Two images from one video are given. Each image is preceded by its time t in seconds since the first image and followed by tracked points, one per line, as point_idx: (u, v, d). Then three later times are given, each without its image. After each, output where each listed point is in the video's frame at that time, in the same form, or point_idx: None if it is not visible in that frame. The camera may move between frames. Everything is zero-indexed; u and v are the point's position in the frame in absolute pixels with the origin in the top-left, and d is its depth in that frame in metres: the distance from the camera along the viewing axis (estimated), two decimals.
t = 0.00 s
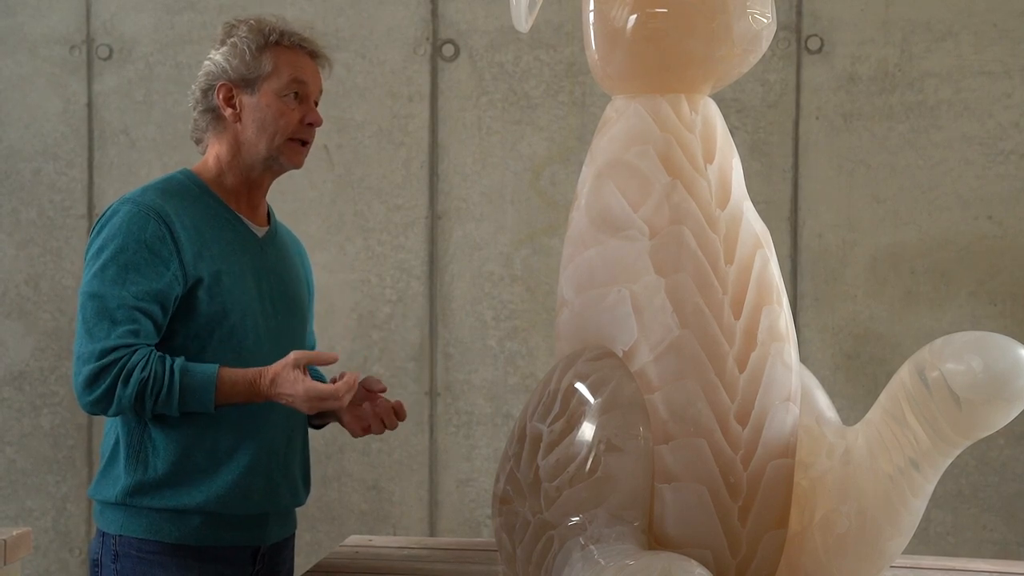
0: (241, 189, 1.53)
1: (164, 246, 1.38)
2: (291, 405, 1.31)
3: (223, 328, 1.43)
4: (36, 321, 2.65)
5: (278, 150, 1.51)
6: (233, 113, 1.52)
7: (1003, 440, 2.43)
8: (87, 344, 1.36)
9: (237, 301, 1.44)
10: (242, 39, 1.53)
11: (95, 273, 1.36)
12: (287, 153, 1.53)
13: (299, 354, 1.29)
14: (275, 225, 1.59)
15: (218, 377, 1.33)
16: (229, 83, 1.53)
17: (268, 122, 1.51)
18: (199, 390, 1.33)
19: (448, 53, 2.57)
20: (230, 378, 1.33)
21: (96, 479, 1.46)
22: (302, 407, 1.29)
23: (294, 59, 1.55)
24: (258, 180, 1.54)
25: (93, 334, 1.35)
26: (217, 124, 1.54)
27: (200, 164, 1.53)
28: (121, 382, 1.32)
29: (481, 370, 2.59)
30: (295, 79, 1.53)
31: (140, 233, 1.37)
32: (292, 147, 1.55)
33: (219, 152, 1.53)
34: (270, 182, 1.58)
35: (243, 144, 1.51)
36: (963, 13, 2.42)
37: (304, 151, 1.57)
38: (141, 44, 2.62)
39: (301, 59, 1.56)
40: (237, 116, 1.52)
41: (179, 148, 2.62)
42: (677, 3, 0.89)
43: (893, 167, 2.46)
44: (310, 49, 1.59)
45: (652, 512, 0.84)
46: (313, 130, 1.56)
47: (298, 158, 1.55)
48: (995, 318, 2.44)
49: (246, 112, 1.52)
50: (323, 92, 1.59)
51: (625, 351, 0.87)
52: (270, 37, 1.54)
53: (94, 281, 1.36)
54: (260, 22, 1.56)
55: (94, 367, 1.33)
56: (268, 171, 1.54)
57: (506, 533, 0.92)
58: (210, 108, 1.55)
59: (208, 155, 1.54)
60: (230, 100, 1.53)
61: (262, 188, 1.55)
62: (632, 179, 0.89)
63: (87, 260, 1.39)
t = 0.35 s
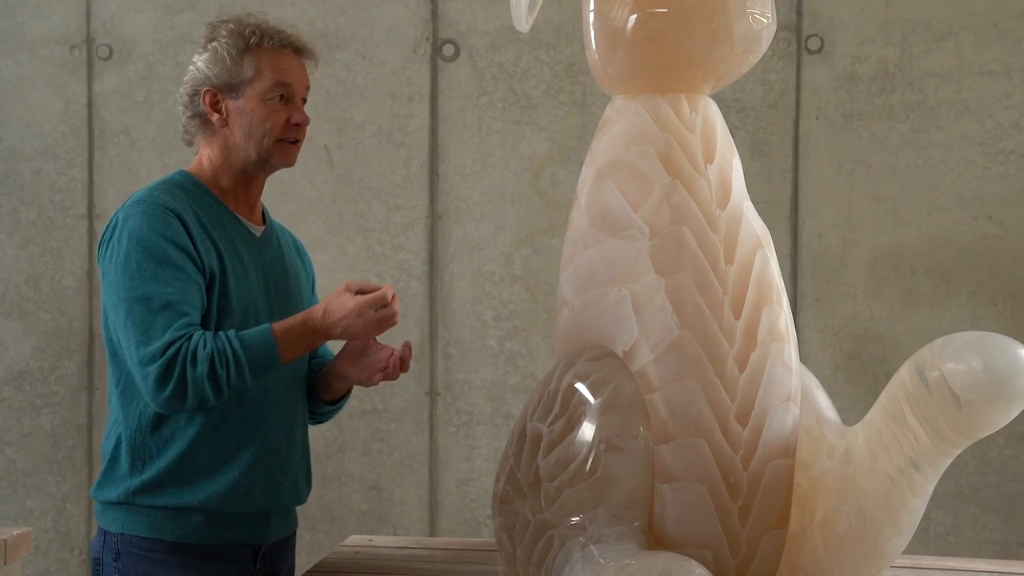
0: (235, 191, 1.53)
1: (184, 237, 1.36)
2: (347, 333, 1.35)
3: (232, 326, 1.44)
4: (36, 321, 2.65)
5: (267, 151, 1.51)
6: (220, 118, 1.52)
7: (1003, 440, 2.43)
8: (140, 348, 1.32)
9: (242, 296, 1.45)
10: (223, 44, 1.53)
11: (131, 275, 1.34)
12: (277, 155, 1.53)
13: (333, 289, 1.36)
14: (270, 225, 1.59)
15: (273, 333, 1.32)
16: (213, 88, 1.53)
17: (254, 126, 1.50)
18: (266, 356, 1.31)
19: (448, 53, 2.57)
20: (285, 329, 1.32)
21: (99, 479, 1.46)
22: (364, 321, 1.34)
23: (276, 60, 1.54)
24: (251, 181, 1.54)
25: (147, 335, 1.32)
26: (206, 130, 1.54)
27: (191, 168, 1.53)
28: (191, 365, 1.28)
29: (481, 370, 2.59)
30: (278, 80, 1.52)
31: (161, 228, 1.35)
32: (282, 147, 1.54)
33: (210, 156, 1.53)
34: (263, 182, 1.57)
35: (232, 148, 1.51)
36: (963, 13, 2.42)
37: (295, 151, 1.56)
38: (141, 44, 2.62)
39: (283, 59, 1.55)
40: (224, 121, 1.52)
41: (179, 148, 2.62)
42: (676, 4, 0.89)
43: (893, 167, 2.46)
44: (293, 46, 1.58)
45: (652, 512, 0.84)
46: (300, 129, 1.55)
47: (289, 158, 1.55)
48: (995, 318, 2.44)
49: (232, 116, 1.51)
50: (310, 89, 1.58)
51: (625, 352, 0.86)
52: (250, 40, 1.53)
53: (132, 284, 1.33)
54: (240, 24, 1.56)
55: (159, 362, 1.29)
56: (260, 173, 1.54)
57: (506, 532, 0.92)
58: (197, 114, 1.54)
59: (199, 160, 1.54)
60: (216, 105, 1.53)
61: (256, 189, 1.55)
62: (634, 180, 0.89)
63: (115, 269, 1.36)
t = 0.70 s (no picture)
0: (240, 189, 1.53)
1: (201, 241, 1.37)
2: (384, 350, 1.37)
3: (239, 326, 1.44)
4: (36, 321, 2.65)
5: (274, 146, 1.51)
6: (222, 118, 1.52)
7: (1003, 440, 2.43)
8: (168, 351, 1.32)
9: (246, 300, 1.45)
10: (219, 43, 1.53)
11: (156, 277, 1.32)
12: (282, 149, 1.53)
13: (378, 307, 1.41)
14: (273, 224, 1.58)
15: (313, 343, 1.36)
16: (213, 88, 1.53)
17: (259, 121, 1.51)
18: (302, 363, 1.34)
19: (448, 53, 2.57)
20: (326, 338, 1.36)
21: (102, 480, 1.46)
22: (401, 341, 1.36)
23: (274, 54, 1.54)
24: (257, 179, 1.54)
25: (178, 338, 1.31)
26: (207, 130, 1.54)
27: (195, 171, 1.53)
28: (229, 371, 1.29)
29: (481, 370, 2.59)
30: (278, 75, 1.53)
31: (180, 231, 1.35)
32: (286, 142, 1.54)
33: (213, 156, 1.52)
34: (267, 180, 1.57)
35: (234, 146, 1.51)
36: (964, 13, 2.42)
37: (299, 145, 1.56)
38: (141, 44, 2.62)
39: (281, 53, 1.55)
40: (226, 120, 1.52)
41: (179, 148, 2.62)
42: (676, 3, 0.89)
43: (893, 167, 2.46)
44: (289, 40, 1.58)
45: (654, 513, 0.84)
46: (304, 123, 1.56)
47: (294, 153, 1.55)
48: (995, 318, 2.45)
49: (235, 114, 1.52)
50: (309, 81, 1.58)
51: (625, 352, 0.86)
52: (246, 36, 1.53)
53: (158, 286, 1.32)
54: (235, 21, 1.56)
55: (196, 364, 1.29)
56: (266, 169, 1.54)
57: (507, 533, 0.92)
58: (199, 115, 1.54)
59: (202, 161, 1.54)
60: (217, 105, 1.53)
61: (262, 186, 1.55)
62: (635, 181, 0.89)
63: (135, 272, 1.34)
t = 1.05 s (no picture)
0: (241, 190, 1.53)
1: (201, 244, 1.37)
2: (387, 359, 1.37)
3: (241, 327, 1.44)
4: (37, 321, 2.65)
5: (274, 146, 1.52)
6: (223, 117, 1.52)
7: (1003, 440, 2.43)
8: (169, 355, 1.31)
9: (248, 300, 1.45)
10: (219, 42, 1.53)
11: (156, 281, 1.32)
12: (282, 149, 1.53)
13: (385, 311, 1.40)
14: (274, 224, 1.58)
15: (314, 350, 1.35)
16: (213, 87, 1.53)
17: (259, 121, 1.51)
18: (303, 369, 1.34)
19: (448, 53, 2.57)
20: (330, 344, 1.36)
21: (105, 480, 1.46)
22: (402, 351, 1.35)
23: (275, 54, 1.54)
24: (258, 178, 1.54)
25: (178, 342, 1.31)
26: (207, 130, 1.54)
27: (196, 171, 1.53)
28: (230, 377, 1.29)
29: (481, 370, 2.59)
30: (279, 75, 1.53)
31: (180, 234, 1.35)
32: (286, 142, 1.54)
33: (215, 156, 1.52)
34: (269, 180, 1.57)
35: (235, 147, 1.51)
36: (964, 14, 2.42)
37: (300, 145, 1.56)
38: (141, 44, 2.62)
39: (282, 53, 1.55)
40: (227, 120, 1.52)
41: (179, 148, 2.62)
42: (676, 3, 0.89)
43: (893, 167, 2.46)
44: (289, 39, 1.57)
45: (654, 513, 0.84)
46: (305, 122, 1.56)
47: (295, 153, 1.55)
48: (995, 318, 2.45)
49: (235, 114, 1.52)
50: (310, 81, 1.58)
51: (625, 352, 0.86)
52: (247, 36, 1.53)
53: (158, 289, 1.32)
54: (236, 21, 1.56)
55: (197, 369, 1.29)
56: (267, 169, 1.54)
57: (507, 533, 0.92)
58: (200, 115, 1.54)
59: (203, 161, 1.54)
60: (218, 105, 1.53)
61: (263, 186, 1.55)
62: (635, 182, 0.89)
63: (135, 275, 1.34)
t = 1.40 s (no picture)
0: (241, 189, 1.53)
1: (199, 246, 1.37)
2: (382, 384, 1.34)
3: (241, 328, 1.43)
4: (37, 321, 2.65)
5: (273, 146, 1.51)
6: (222, 117, 1.52)
7: (1004, 440, 2.43)
8: (162, 357, 1.31)
9: (249, 301, 1.45)
10: (219, 42, 1.53)
11: (152, 282, 1.32)
12: (282, 149, 1.53)
13: (386, 335, 1.36)
14: (275, 224, 1.58)
15: (309, 366, 1.34)
16: (213, 87, 1.53)
17: (258, 121, 1.50)
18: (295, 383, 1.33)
19: (448, 53, 2.57)
20: (325, 363, 1.34)
21: (108, 480, 1.46)
22: (397, 378, 1.31)
23: (275, 54, 1.54)
24: (258, 178, 1.54)
25: (171, 345, 1.31)
26: (207, 130, 1.54)
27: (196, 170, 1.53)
28: (220, 384, 1.28)
29: (481, 370, 2.59)
30: (278, 74, 1.53)
31: (179, 236, 1.35)
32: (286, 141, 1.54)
33: (215, 156, 1.52)
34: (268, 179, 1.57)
35: (236, 147, 1.51)
36: (964, 14, 2.42)
37: (299, 144, 1.56)
38: (141, 44, 2.62)
39: (281, 53, 1.55)
40: (226, 120, 1.52)
41: (179, 148, 2.62)
42: (676, 3, 0.89)
43: (893, 167, 2.46)
44: (289, 39, 1.58)
45: (654, 513, 0.84)
46: (305, 122, 1.56)
47: (294, 153, 1.55)
48: (995, 318, 2.45)
49: (234, 114, 1.52)
50: (310, 81, 1.58)
51: (625, 352, 0.86)
52: (246, 36, 1.53)
53: (153, 291, 1.32)
54: (235, 21, 1.56)
55: (187, 374, 1.29)
56: (266, 169, 1.54)
57: (507, 534, 0.92)
58: (199, 115, 1.54)
59: (203, 161, 1.54)
60: (217, 105, 1.53)
61: (263, 186, 1.55)
62: (636, 183, 0.88)
63: (132, 274, 1.34)
